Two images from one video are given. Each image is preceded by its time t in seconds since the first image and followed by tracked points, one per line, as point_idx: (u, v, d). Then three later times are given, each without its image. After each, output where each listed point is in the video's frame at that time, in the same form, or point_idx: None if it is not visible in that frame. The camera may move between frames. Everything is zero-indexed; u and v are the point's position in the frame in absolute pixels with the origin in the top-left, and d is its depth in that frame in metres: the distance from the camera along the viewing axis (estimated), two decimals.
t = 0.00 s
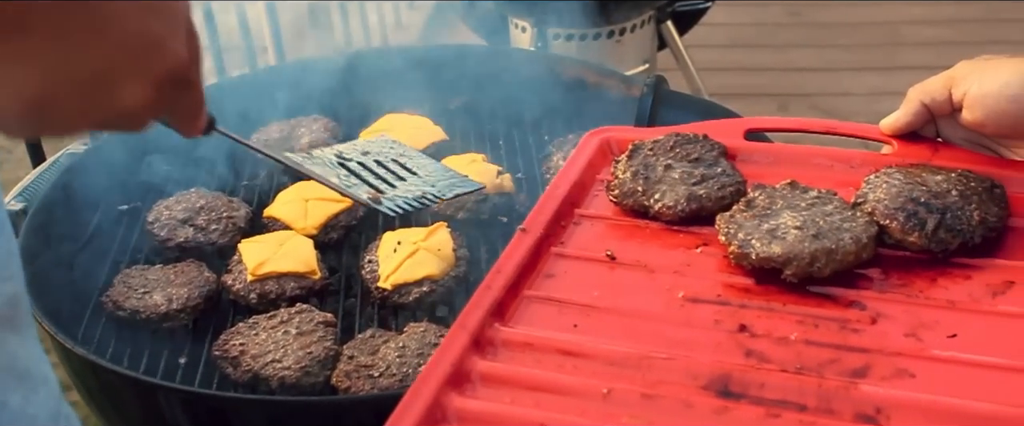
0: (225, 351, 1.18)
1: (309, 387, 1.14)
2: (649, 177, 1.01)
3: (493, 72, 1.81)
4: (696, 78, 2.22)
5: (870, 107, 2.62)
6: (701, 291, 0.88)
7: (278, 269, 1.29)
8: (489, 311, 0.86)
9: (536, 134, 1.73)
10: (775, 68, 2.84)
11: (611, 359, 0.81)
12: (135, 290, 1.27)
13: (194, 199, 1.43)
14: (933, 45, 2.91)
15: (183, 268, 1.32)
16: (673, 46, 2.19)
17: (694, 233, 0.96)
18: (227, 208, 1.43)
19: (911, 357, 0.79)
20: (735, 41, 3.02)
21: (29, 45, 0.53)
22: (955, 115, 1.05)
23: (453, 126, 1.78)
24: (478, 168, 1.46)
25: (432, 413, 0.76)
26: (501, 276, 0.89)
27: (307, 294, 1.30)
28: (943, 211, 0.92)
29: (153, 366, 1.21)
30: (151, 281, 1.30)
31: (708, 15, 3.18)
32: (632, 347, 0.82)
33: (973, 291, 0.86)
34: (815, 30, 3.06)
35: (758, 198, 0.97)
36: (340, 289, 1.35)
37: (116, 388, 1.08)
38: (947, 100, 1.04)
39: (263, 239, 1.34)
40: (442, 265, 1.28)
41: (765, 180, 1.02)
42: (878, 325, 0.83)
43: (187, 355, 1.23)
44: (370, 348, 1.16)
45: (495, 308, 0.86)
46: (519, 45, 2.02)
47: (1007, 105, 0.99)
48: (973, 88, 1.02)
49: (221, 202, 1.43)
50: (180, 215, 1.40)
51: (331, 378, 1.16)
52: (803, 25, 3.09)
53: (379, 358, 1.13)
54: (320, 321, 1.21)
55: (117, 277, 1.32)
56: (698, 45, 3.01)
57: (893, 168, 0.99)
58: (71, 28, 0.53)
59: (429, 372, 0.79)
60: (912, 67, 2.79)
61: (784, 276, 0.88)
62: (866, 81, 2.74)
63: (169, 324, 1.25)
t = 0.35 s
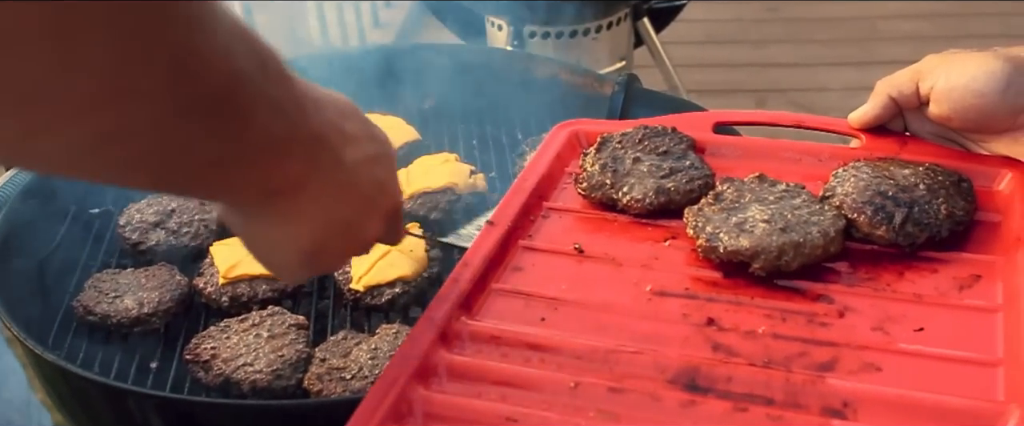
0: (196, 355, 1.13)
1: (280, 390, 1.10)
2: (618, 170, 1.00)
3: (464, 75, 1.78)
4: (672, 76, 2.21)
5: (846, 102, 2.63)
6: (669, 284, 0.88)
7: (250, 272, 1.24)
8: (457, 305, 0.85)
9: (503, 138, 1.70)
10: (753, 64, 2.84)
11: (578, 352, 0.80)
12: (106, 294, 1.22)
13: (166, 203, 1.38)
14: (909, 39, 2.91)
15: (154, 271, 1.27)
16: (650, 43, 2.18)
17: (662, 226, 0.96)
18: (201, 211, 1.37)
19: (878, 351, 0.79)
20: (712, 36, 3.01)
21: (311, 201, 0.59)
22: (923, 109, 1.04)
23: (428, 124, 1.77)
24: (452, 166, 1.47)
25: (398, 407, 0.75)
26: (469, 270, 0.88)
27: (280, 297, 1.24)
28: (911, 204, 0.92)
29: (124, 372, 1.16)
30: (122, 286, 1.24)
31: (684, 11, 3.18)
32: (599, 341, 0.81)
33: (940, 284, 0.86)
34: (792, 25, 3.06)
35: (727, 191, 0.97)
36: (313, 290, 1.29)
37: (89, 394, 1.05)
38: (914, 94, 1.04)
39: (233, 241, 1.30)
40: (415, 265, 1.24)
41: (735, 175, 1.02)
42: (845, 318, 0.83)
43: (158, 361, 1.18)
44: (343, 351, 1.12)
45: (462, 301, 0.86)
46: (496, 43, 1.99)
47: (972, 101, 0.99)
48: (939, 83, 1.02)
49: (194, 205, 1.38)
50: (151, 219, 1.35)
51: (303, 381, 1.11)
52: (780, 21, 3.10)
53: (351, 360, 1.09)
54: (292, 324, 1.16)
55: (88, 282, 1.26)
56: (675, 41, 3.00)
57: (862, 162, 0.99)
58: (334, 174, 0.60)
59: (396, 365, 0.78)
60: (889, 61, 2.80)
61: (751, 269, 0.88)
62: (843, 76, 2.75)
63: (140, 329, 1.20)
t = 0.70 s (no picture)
0: (178, 357, 1.12)
1: (263, 391, 1.10)
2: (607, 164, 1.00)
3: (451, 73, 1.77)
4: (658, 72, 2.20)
5: (833, 97, 2.64)
6: (658, 278, 0.88)
7: (232, 272, 1.23)
8: (444, 300, 0.85)
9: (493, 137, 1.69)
10: (740, 59, 2.84)
11: (566, 346, 0.80)
12: (87, 296, 1.21)
13: (147, 204, 1.37)
14: (895, 32, 2.91)
15: (136, 273, 1.26)
16: (635, 39, 2.17)
17: (652, 221, 0.96)
18: (182, 212, 1.36)
19: (866, 343, 0.79)
20: (699, 32, 3.01)
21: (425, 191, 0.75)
22: (911, 101, 1.05)
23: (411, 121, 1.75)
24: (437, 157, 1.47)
25: (386, 402, 0.75)
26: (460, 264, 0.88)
27: (263, 297, 1.24)
28: (900, 196, 0.92)
29: (106, 375, 1.16)
30: (103, 288, 1.23)
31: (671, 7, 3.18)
32: (588, 335, 0.81)
33: (928, 275, 0.86)
34: (779, 19, 3.06)
35: (715, 185, 0.96)
36: (297, 290, 1.29)
37: (71, 396, 1.05)
38: (903, 86, 1.04)
39: (218, 241, 1.28)
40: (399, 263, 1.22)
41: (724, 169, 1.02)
42: (834, 311, 0.83)
43: (141, 363, 1.18)
44: (326, 351, 1.11)
45: (451, 297, 0.85)
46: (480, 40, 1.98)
47: (960, 91, 1.00)
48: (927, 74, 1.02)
49: (176, 205, 1.37)
50: (133, 220, 1.33)
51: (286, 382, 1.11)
52: (767, 15, 3.10)
53: (335, 359, 1.09)
54: (274, 324, 1.16)
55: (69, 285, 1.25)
56: (661, 37, 3.00)
57: (851, 155, 0.99)
58: (428, 164, 0.74)
59: (383, 360, 0.78)
60: (875, 54, 2.80)
61: (740, 262, 0.88)
62: (829, 71, 2.75)
63: (122, 331, 1.20)
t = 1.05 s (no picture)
0: (163, 355, 1.11)
1: (249, 390, 1.09)
2: (598, 163, 1.00)
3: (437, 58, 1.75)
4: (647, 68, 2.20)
5: (823, 93, 2.64)
6: (648, 277, 0.88)
7: (218, 271, 1.23)
8: (434, 299, 0.85)
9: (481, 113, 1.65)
10: (730, 55, 2.84)
11: (556, 345, 0.80)
12: (73, 294, 1.20)
13: (133, 202, 1.37)
14: (885, 29, 2.92)
15: (122, 271, 1.26)
16: (625, 36, 2.17)
17: (643, 219, 0.96)
18: (168, 209, 1.36)
19: (857, 340, 0.79)
20: (689, 29, 3.01)
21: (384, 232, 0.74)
22: (901, 98, 1.05)
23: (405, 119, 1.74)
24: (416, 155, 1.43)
25: (375, 400, 0.75)
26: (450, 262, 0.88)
27: (250, 296, 1.23)
28: (890, 194, 0.92)
29: (92, 372, 1.15)
30: (89, 286, 1.23)
31: (662, 4, 3.17)
32: (578, 334, 0.81)
33: (919, 273, 0.86)
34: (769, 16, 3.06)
35: (706, 183, 0.96)
36: (284, 288, 1.29)
37: (57, 395, 1.05)
38: (893, 84, 1.03)
39: (202, 239, 1.29)
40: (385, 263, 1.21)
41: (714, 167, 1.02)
42: (824, 308, 0.83)
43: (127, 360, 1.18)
44: (312, 349, 1.10)
45: (441, 295, 0.85)
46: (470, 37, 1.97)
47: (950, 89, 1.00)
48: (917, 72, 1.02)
49: (162, 203, 1.37)
50: (119, 218, 1.32)
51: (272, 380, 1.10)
52: (757, 11, 3.09)
53: (321, 358, 1.08)
54: (260, 322, 1.16)
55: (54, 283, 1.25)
56: (652, 34, 3.00)
57: (842, 153, 0.98)
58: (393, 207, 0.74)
59: (372, 359, 0.78)
60: (865, 51, 2.80)
61: (730, 260, 0.88)
62: (818, 67, 2.76)
63: (108, 328, 1.20)
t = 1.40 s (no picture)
0: (168, 354, 1.12)
1: (253, 389, 1.09)
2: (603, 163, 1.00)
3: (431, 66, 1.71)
4: (651, 69, 2.20)
5: (826, 95, 2.64)
6: (653, 277, 0.88)
7: (222, 270, 1.23)
8: (440, 298, 0.85)
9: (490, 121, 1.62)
10: (733, 57, 2.84)
11: (562, 346, 0.80)
12: (77, 294, 1.21)
13: (138, 201, 1.37)
14: (888, 30, 2.91)
15: (126, 270, 1.26)
16: (628, 37, 2.17)
17: (648, 220, 0.96)
18: (172, 209, 1.36)
19: (862, 342, 0.79)
20: (692, 30, 3.01)
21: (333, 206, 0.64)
22: (907, 99, 1.05)
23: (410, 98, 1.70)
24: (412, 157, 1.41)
25: (381, 399, 0.75)
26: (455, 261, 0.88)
27: (254, 295, 1.23)
28: (896, 196, 0.92)
29: (95, 371, 1.15)
30: (93, 285, 1.23)
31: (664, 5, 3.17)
32: (584, 334, 0.81)
33: (924, 274, 0.86)
34: (772, 17, 3.06)
35: (711, 184, 0.96)
36: (288, 288, 1.28)
37: (60, 395, 1.05)
38: (898, 84, 1.04)
39: (206, 239, 1.29)
40: (391, 261, 1.22)
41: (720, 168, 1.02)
42: (830, 310, 0.83)
43: (130, 359, 1.18)
44: (316, 349, 1.11)
45: (446, 295, 0.85)
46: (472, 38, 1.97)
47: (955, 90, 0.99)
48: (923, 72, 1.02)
49: (166, 203, 1.37)
50: (123, 217, 1.33)
51: (277, 379, 1.11)
52: (760, 13, 3.09)
53: (325, 357, 1.09)
54: (265, 322, 1.16)
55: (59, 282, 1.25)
56: (655, 35, 3.00)
57: (847, 154, 0.98)
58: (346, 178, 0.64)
59: (378, 359, 0.78)
60: (869, 53, 2.80)
61: (736, 261, 0.88)
62: (821, 69, 2.75)
63: (112, 328, 1.20)
